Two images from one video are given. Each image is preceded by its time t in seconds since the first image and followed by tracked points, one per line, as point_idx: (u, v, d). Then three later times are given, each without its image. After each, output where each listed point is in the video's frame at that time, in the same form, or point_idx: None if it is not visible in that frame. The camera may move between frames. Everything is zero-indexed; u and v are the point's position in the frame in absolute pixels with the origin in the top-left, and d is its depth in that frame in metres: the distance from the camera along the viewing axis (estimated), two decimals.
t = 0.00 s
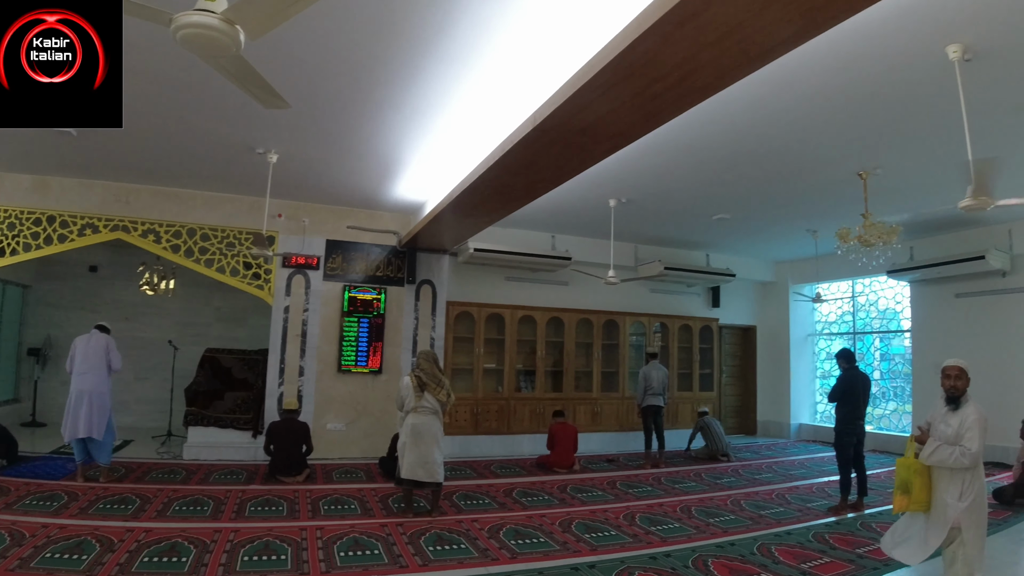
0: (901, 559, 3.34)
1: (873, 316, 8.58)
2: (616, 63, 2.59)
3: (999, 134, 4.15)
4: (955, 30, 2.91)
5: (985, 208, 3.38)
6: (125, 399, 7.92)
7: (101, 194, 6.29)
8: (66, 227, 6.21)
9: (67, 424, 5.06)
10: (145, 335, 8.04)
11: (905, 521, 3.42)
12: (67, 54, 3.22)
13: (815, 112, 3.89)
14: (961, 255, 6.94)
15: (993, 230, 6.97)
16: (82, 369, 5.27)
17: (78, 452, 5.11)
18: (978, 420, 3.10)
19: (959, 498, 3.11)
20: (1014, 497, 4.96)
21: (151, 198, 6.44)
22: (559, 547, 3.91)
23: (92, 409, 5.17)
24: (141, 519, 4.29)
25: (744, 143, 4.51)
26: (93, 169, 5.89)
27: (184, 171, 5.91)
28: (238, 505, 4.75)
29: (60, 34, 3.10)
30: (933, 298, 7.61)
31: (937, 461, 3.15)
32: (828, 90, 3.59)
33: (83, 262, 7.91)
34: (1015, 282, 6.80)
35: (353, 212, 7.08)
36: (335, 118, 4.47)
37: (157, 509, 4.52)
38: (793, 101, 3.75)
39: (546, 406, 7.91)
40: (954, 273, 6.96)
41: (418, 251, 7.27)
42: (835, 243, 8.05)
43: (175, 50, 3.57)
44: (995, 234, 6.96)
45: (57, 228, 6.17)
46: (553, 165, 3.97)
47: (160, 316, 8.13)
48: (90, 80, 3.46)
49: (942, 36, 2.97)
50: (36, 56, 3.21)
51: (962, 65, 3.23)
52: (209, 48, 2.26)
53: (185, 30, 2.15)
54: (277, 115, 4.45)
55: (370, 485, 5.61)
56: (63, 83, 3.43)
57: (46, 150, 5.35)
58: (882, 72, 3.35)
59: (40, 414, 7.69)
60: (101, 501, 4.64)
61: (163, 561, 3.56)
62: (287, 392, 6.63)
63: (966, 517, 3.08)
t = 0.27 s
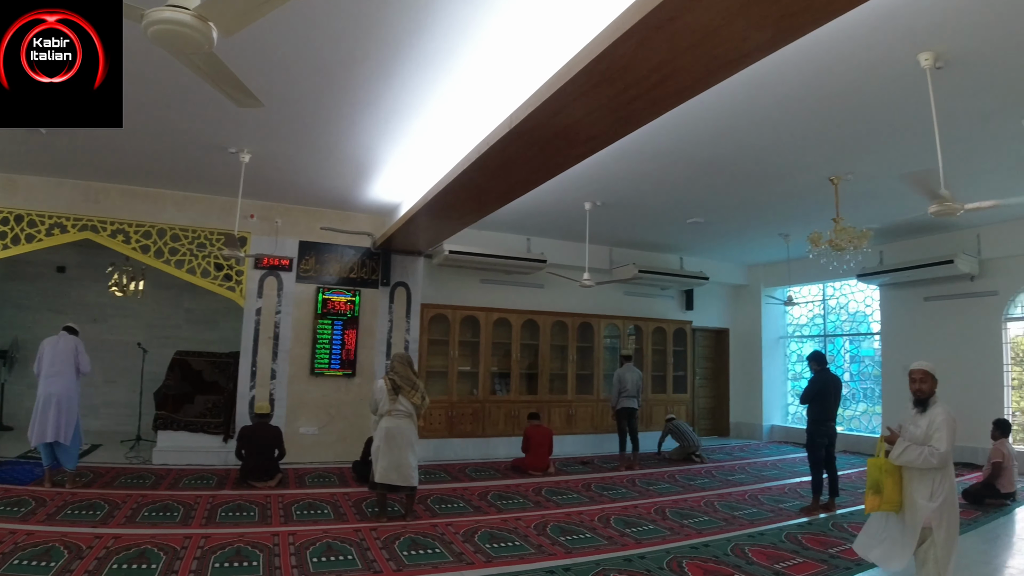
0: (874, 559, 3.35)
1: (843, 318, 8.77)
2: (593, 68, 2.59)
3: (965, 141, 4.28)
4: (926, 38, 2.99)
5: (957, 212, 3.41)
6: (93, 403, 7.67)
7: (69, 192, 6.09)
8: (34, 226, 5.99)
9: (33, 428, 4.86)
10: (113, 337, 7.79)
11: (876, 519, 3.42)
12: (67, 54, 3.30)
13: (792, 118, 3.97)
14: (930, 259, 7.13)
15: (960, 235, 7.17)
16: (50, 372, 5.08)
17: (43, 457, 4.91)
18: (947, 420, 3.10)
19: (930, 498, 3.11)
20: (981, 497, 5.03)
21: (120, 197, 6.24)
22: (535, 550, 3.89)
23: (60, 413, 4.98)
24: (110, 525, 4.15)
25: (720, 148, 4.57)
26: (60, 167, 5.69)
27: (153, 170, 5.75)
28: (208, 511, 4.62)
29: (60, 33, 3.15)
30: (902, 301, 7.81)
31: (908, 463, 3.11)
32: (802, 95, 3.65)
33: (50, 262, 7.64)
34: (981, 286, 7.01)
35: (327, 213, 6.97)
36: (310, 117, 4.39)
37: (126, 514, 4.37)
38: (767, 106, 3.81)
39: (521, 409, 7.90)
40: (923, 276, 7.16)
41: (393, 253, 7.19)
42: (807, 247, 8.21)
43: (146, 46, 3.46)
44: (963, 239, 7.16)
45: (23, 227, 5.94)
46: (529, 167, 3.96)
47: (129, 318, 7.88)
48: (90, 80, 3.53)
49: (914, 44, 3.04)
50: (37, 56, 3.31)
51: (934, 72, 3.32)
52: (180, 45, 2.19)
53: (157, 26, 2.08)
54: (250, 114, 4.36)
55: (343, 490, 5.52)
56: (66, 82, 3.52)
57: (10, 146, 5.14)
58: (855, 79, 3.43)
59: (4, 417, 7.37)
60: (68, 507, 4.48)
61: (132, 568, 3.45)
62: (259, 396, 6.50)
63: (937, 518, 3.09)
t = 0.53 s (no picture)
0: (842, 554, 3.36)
1: (812, 317, 8.98)
2: (567, 67, 2.59)
3: (929, 145, 4.41)
4: (895, 43, 3.06)
5: (927, 214, 3.43)
6: (60, 404, 7.40)
7: (34, 187, 5.87)
8: None
9: None
10: (83, 336, 7.53)
11: (843, 514, 3.43)
12: (67, 54, 2.96)
13: (767, 119, 4.03)
14: (900, 258, 7.30)
15: (928, 236, 7.37)
16: (15, 373, 4.86)
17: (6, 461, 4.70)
18: (914, 417, 3.12)
19: (898, 494, 3.14)
20: (951, 494, 5.03)
21: (86, 193, 6.02)
22: (508, 550, 3.88)
23: (26, 414, 4.78)
24: (77, 528, 4.01)
25: (693, 149, 4.63)
26: (21, 161, 5.47)
27: (119, 166, 5.56)
28: (177, 514, 4.49)
29: (59, 34, 2.84)
30: (869, 300, 8.01)
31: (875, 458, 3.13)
32: (776, 97, 3.71)
33: (14, 260, 7.35)
34: (948, 285, 7.21)
35: (298, 210, 6.84)
36: (282, 113, 4.30)
37: (94, 517, 4.24)
38: (741, 107, 3.87)
39: (494, 408, 7.88)
40: (891, 276, 7.35)
41: (364, 252, 7.08)
42: (777, 247, 8.38)
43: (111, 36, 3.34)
44: (930, 240, 7.35)
45: None
46: (502, 166, 3.94)
47: (96, 317, 7.62)
48: (91, 81, 3.18)
49: (884, 48, 3.11)
50: (36, 57, 2.98)
51: (903, 76, 3.40)
52: (147, 39, 2.11)
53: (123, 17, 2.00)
54: (220, 109, 4.25)
55: (315, 491, 5.42)
56: (66, 84, 3.17)
57: None
58: (827, 82, 3.50)
59: None
60: (31, 510, 4.32)
61: (99, 572, 3.34)
62: (228, 396, 6.35)
63: (907, 514, 3.11)
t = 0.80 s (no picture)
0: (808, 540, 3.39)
1: (775, 314, 9.22)
2: (535, 61, 2.58)
3: (887, 145, 4.56)
4: (857, 44, 3.15)
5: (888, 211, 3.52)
6: (18, 403, 7.09)
7: None
8: None
9: None
10: (42, 332, 7.21)
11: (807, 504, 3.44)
12: (67, 54, 2.92)
13: (735, 118, 4.10)
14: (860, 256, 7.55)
15: (888, 235, 7.62)
16: None
17: None
18: (874, 409, 3.13)
19: (859, 485, 3.14)
20: (910, 485, 5.22)
21: (44, 185, 5.78)
22: (476, 546, 3.86)
23: None
24: (37, 529, 3.88)
25: (661, 147, 4.68)
26: None
27: (74, 158, 5.32)
28: (139, 513, 4.35)
29: (59, 34, 2.81)
30: (831, 297, 8.25)
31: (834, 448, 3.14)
32: (744, 96, 3.78)
33: None
34: (905, 282, 7.46)
35: (262, 204, 6.65)
36: (246, 105, 4.18)
37: (53, 519, 4.10)
38: (708, 105, 3.92)
39: (461, 404, 7.84)
40: (852, 273, 7.58)
41: (330, 247, 6.92)
42: (741, 245, 8.57)
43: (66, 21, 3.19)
44: (891, 239, 7.60)
45: None
46: (470, 161, 3.91)
47: (55, 313, 7.28)
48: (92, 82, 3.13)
49: (848, 49, 3.20)
50: (36, 57, 2.92)
51: (867, 76, 3.49)
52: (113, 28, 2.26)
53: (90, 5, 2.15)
54: (181, 99, 4.10)
55: (280, 489, 5.30)
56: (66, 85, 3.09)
57: None
58: (794, 81, 3.58)
59: None
60: None
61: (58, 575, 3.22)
62: (191, 394, 6.19)
63: (867, 503, 3.11)
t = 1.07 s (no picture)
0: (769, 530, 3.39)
1: (735, 307, 9.46)
2: (499, 54, 2.56)
3: (843, 143, 4.71)
4: (817, 42, 3.23)
5: (844, 206, 3.64)
6: None
7: None
8: None
9: None
10: None
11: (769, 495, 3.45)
12: (67, 54, 3.16)
13: (700, 114, 4.17)
14: (820, 251, 7.77)
15: (846, 231, 7.88)
16: None
17: None
18: (830, 398, 3.18)
19: (817, 473, 3.14)
20: (868, 474, 5.41)
21: None
22: (440, 540, 3.84)
23: None
24: None
25: (625, 141, 4.73)
26: None
27: (20, 147, 5.05)
28: (97, 513, 4.17)
29: (60, 33, 3.05)
30: (790, 291, 8.50)
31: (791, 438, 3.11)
32: (709, 92, 3.84)
33: None
34: (862, 277, 7.72)
35: (220, 196, 6.44)
36: (203, 94, 4.02)
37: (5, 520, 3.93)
38: (672, 101, 3.98)
39: (424, 399, 7.78)
40: (810, 268, 7.82)
41: (291, 240, 6.72)
42: (702, 239, 8.74)
43: None
44: (849, 234, 7.87)
45: None
46: (434, 153, 3.85)
47: (7, 309, 6.88)
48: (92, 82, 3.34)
49: (808, 47, 3.28)
50: (36, 56, 3.13)
51: (827, 74, 3.59)
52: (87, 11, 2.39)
53: None
54: (135, 86, 3.92)
55: (241, 487, 5.16)
56: (65, 85, 3.29)
57: None
58: (757, 78, 3.65)
59: None
60: None
61: None
62: (148, 390, 5.97)
63: (824, 490, 3.12)
